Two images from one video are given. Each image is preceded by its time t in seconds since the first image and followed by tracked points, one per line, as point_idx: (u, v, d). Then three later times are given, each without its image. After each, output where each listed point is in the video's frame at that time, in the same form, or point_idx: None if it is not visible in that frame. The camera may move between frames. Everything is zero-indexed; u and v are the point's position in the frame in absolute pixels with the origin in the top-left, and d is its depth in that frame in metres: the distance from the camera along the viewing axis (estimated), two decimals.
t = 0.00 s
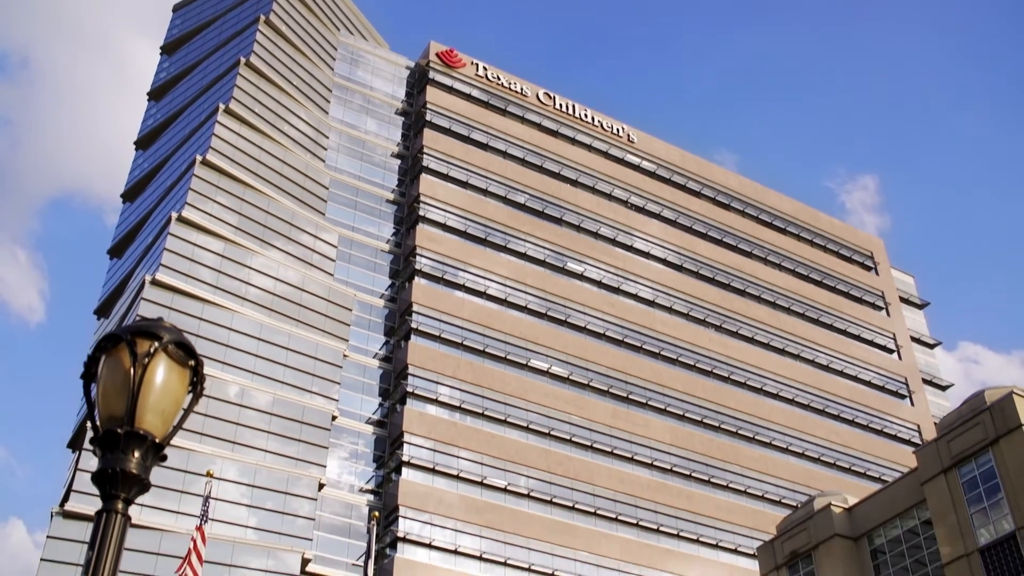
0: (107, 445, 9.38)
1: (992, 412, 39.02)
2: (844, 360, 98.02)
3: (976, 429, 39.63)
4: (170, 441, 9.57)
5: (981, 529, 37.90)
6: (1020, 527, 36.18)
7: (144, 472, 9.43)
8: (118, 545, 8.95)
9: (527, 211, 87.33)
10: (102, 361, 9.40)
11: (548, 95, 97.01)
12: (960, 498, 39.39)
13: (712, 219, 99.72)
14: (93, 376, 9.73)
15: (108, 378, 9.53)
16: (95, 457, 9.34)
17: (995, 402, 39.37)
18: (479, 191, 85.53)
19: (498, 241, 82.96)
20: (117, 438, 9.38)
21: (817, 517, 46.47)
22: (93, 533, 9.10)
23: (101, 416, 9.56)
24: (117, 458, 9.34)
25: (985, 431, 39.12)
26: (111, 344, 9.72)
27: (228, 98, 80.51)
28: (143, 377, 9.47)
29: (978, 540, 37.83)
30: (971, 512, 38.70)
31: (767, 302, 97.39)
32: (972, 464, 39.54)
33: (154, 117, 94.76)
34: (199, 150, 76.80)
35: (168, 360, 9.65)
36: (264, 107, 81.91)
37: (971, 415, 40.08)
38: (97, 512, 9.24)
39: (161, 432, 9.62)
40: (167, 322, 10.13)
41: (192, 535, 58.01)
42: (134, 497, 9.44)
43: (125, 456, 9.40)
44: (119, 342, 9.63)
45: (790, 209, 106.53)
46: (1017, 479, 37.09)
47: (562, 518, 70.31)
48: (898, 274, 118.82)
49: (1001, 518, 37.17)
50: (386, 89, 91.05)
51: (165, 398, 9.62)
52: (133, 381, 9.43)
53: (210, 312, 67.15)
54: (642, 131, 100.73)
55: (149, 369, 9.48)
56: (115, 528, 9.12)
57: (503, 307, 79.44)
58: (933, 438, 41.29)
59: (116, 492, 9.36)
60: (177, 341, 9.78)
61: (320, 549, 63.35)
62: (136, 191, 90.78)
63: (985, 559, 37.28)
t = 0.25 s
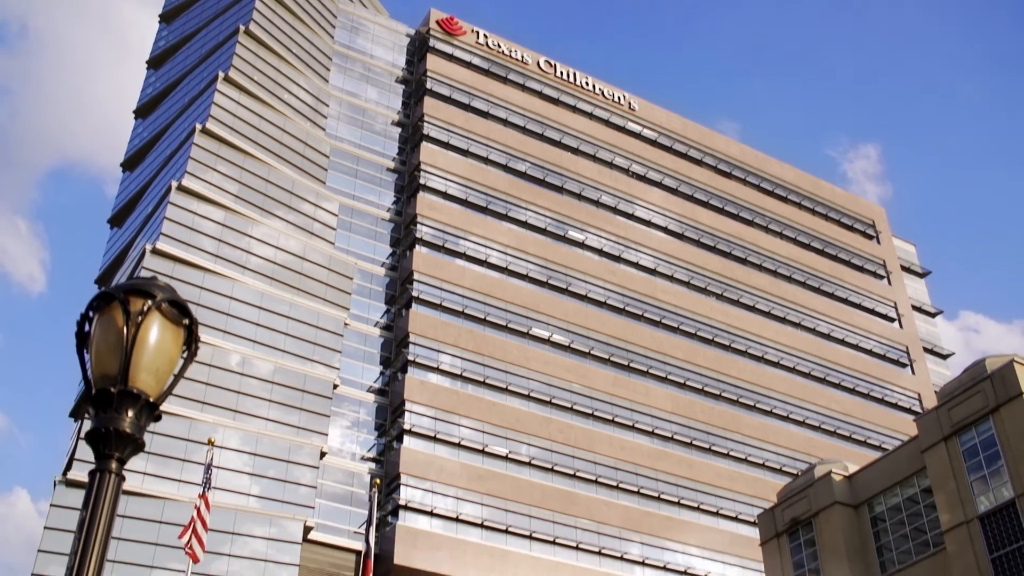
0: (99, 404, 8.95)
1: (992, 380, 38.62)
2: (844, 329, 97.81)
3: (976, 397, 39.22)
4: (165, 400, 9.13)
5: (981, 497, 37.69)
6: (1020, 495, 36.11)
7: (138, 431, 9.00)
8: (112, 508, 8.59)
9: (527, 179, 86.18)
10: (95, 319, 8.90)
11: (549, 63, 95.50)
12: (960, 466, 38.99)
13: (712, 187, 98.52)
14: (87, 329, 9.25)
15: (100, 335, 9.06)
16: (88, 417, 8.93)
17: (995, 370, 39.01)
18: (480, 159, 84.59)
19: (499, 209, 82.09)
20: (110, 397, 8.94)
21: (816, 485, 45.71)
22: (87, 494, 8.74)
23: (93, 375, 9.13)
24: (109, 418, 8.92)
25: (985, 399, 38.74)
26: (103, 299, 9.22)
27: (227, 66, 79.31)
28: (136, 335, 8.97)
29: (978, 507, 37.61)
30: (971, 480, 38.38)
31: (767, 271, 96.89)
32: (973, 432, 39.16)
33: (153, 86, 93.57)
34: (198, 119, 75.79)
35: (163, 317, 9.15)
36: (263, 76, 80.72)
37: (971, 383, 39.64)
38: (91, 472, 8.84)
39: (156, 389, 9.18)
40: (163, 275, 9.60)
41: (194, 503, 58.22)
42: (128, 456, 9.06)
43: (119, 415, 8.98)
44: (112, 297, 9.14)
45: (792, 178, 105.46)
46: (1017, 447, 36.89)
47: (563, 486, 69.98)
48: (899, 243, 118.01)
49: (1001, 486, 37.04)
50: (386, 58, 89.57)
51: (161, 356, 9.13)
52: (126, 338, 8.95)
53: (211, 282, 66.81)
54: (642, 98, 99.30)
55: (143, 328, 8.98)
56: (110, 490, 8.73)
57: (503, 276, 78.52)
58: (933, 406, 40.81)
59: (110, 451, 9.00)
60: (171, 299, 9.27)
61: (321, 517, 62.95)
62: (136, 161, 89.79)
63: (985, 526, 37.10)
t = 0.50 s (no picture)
0: (92, 360, 9.38)
1: (993, 345, 38.89)
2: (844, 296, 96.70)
3: (977, 362, 39.51)
4: (156, 357, 9.54)
5: (980, 462, 38.09)
6: (1019, 460, 36.41)
7: (128, 387, 9.41)
8: (104, 459, 9.01)
9: (527, 145, 84.82)
10: (86, 278, 9.35)
11: (548, 28, 93.69)
12: (959, 431, 39.39)
13: (711, 153, 96.99)
14: (81, 291, 9.69)
15: (93, 295, 9.48)
16: (81, 373, 9.38)
17: (996, 336, 39.24)
18: (479, 125, 83.20)
19: (498, 175, 81.09)
20: (102, 354, 9.37)
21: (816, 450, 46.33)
22: (81, 448, 9.14)
23: (87, 332, 9.55)
24: (102, 374, 9.34)
25: (985, 364, 39.02)
26: (96, 260, 9.63)
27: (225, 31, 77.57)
28: (127, 293, 9.39)
29: (977, 473, 38.02)
30: (970, 445, 38.77)
31: (767, 237, 95.51)
32: (973, 398, 39.52)
33: (150, 53, 92.00)
34: (197, 85, 74.36)
35: (152, 276, 9.54)
36: (262, 41, 78.81)
37: (972, 348, 39.94)
38: (84, 426, 9.26)
39: (147, 347, 9.59)
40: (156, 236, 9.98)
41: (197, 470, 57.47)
42: (121, 412, 9.45)
43: (111, 371, 9.40)
44: (104, 259, 9.55)
45: (792, 143, 104.08)
46: (1016, 412, 37.20)
47: (563, 451, 69.35)
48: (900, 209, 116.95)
49: (1000, 451, 37.40)
50: (385, 23, 87.64)
51: (151, 314, 9.54)
52: (117, 297, 9.37)
53: (211, 249, 65.98)
54: (642, 64, 97.62)
55: (133, 286, 9.40)
56: (101, 442, 9.13)
57: (503, 242, 77.68)
58: (933, 371, 41.15)
59: (102, 408, 9.36)
60: (161, 257, 9.66)
61: (323, 483, 62.43)
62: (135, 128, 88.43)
63: (983, 492, 37.54)
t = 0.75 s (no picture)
0: (81, 317, 8.53)
1: (993, 311, 40.01)
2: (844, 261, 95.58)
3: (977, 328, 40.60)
4: (149, 316, 8.68)
5: (979, 428, 39.32)
6: (1018, 426, 37.67)
7: (120, 346, 8.56)
8: (94, 423, 8.15)
9: (527, 111, 83.65)
10: (74, 231, 8.45)
11: None
12: (959, 397, 40.50)
13: (712, 119, 95.72)
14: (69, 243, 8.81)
15: (81, 247, 8.59)
16: (69, 331, 8.52)
17: (996, 302, 40.37)
18: (479, 91, 81.84)
19: (498, 141, 80.09)
20: (92, 311, 8.52)
21: (817, 416, 47.32)
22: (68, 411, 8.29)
23: (75, 288, 8.67)
24: (91, 332, 8.48)
25: (985, 330, 40.08)
26: (83, 210, 8.74)
27: None
28: (118, 247, 8.53)
29: (976, 438, 39.26)
30: (970, 411, 39.95)
31: (767, 203, 94.27)
32: (972, 363, 40.67)
33: (148, 20, 90.60)
34: (195, 52, 73.19)
35: (146, 230, 8.65)
36: (262, 7, 77.69)
37: (972, 315, 41.00)
38: (73, 387, 8.41)
39: (139, 305, 8.73)
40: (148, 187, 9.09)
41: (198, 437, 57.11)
42: (112, 372, 8.60)
43: (101, 328, 8.55)
44: (92, 208, 8.67)
45: (794, 109, 102.76)
46: (1016, 378, 38.41)
47: (563, 417, 68.95)
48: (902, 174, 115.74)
49: (999, 417, 38.63)
50: None
51: (144, 269, 8.68)
52: (107, 251, 8.50)
53: (210, 217, 65.44)
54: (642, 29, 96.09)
55: (125, 240, 8.53)
56: (91, 405, 8.30)
57: (503, 209, 76.96)
58: (934, 337, 42.19)
59: (92, 366, 8.52)
60: (155, 211, 8.76)
61: (324, 450, 61.98)
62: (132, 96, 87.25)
63: (982, 456, 38.79)
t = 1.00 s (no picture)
0: (70, 272, 9.20)
1: (993, 276, 41.75)
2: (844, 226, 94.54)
3: (977, 292, 42.41)
4: (137, 270, 9.38)
5: (978, 392, 41.21)
6: (1017, 390, 39.48)
7: (109, 301, 9.24)
8: (82, 381, 8.78)
9: (527, 76, 82.39)
10: (63, 188, 9.14)
11: None
12: (959, 362, 42.41)
13: (713, 83, 94.30)
14: (58, 201, 9.48)
15: (70, 205, 9.26)
16: (58, 286, 9.20)
17: (996, 268, 42.09)
18: (479, 56, 80.44)
19: (498, 106, 78.98)
20: (81, 267, 9.19)
21: (816, 381, 49.10)
22: (59, 363, 8.96)
23: (65, 245, 9.34)
24: (81, 287, 9.15)
25: (985, 295, 41.89)
26: (73, 170, 9.40)
27: None
28: (106, 204, 9.20)
29: (975, 403, 41.17)
30: (969, 376, 41.87)
31: (767, 168, 93.09)
32: (972, 327, 42.50)
33: None
34: (192, 17, 71.79)
35: (133, 187, 9.33)
36: None
37: (970, 281, 42.93)
38: (63, 342, 9.06)
39: (128, 260, 9.42)
40: (136, 145, 9.75)
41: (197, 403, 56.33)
42: (101, 327, 9.26)
43: (90, 284, 9.22)
44: (81, 168, 9.33)
45: (796, 74, 101.42)
46: (1015, 342, 40.16)
47: (563, 382, 68.46)
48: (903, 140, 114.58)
49: (998, 382, 40.49)
50: None
51: (132, 226, 9.35)
52: (95, 208, 9.15)
53: (209, 182, 64.19)
54: None
55: (112, 196, 9.20)
56: (80, 360, 8.95)
57: (504, 174, 76.01)
58: (934, 303, 44.01)
59: (82, 322, 9.17)
60: (141, 166, 9.43)
61: (324, 416, 61.30)
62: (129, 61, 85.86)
63: (981, 421, 40.70)
